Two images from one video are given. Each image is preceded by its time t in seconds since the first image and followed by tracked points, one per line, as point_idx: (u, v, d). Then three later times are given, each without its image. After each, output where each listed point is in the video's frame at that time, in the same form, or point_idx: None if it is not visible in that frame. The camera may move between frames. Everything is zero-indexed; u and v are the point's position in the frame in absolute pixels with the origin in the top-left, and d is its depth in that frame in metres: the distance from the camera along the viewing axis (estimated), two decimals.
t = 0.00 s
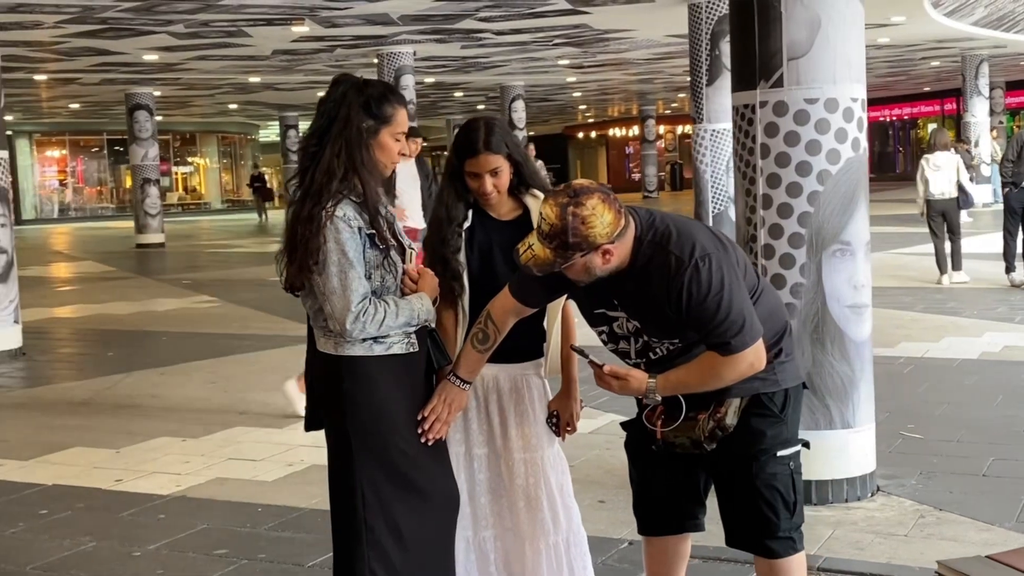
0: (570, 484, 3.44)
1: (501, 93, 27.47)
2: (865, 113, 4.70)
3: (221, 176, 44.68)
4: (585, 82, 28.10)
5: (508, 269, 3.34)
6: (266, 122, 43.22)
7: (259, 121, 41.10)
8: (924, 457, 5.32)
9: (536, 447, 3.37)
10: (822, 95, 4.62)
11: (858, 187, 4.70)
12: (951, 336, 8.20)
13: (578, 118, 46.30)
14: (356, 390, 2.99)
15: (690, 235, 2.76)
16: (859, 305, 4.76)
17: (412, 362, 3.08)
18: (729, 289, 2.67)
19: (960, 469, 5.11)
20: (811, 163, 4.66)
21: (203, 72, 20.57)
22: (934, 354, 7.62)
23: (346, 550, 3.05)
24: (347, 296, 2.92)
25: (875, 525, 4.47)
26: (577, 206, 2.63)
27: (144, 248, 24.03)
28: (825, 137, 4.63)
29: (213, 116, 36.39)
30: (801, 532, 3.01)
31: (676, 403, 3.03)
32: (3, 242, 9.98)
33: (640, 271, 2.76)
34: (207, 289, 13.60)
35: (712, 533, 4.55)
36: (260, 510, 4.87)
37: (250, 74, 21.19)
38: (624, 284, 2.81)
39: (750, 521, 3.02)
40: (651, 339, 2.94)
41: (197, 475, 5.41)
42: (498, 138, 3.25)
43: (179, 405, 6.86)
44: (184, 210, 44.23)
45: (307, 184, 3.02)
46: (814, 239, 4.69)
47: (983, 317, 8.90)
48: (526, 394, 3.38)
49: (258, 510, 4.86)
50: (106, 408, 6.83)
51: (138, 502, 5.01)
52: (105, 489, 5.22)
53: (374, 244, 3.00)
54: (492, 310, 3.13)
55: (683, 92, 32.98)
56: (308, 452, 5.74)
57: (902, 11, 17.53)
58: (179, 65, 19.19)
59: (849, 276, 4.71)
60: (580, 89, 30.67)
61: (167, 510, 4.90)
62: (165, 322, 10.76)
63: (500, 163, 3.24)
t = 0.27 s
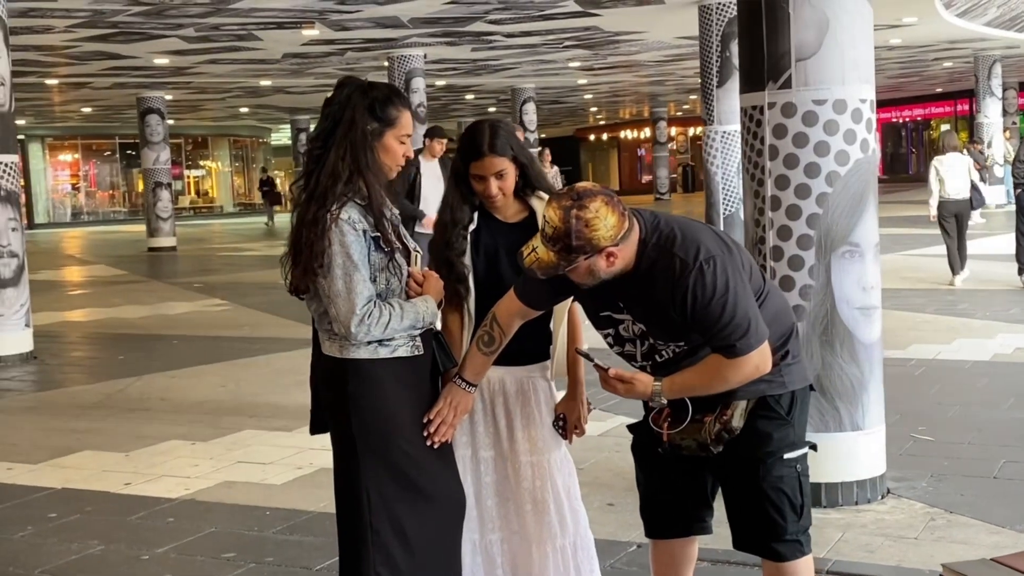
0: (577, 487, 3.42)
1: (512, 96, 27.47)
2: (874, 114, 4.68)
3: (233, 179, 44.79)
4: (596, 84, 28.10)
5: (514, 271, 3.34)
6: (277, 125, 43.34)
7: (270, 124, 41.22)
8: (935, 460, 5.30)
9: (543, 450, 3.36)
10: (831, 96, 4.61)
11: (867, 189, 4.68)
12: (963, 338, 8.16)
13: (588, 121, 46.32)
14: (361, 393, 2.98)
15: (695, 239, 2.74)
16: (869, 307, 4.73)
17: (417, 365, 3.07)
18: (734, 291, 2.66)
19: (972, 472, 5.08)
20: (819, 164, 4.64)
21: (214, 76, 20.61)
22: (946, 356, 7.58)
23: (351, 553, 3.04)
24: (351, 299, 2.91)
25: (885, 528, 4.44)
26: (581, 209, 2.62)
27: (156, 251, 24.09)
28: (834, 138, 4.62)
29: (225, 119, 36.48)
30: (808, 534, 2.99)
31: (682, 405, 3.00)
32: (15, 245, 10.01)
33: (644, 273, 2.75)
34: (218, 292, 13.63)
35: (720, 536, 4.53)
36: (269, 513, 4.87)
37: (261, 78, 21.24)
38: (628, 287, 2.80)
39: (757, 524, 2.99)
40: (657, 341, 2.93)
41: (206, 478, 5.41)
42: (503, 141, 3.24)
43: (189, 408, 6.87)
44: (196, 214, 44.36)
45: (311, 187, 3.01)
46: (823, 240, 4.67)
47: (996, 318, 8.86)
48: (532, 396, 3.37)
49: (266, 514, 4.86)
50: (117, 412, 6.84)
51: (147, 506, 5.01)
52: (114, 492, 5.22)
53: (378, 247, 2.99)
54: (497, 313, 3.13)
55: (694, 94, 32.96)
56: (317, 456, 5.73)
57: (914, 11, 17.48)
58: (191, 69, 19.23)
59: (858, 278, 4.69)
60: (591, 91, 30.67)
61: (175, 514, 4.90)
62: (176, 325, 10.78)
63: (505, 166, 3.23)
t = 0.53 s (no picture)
0: (582, 490, 3.42)
1: (518, 98, 27.47)
2: (878, 115, 4.67)
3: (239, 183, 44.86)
4: (602, 86, 28.10)
5: (517, 274, 3.34)
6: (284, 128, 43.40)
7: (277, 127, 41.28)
8: (942, 462, 5.28)
9: (548, 453, 3.35)
10: (835, 97, 4.59)
11: (872, 190, 4.67)
12: (969, 339, 8.15)
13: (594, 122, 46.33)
14: (365, 396, 2.97)
15: (698, 241, 2.73)
16: (874, 309, 4.73)
17: (421, 368, 3.06)
18: (737, 294, 2.65)
19: (979, 473, 5.07)
20: (824, 166, 4.63)
21: (221, 79, 20.64)
22: (952, 357, 7.57)
23: (355, 556, 3.03)
24: (355, 302, 2.90)
25: (892, 531, 4.43)
26: (583, 212, 2.61)
27: (162, 254, 24.11)
28: (838, 139, 4.61)
29: (231, 122, 36.54)
30: (814, 537, 2.98)
31: (687, 408, 2.99)
32: (21, 249, 10.02)
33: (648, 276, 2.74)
34: (224, 294, 13.64)
35: (726, 539, 4.53)
36: (274, 517, 4.86)
37: (267, 81, 21.26)
38: (632, 290, 2.79)
39: (762, 527, 2.98)
40: (660, 344, 2.92)
41: (212, 482, 5.41)
42: (506, 144, 3.24)
43: (194, 411, 6.87)
44: (203, 216, 44.42)
45: (315, 190, 3.01)
46: (829, 242, 4.66)
47: (1002, 320, 8.84)
48: (537, 399, 3.36)
49: (271, 517, 4.86)
50: (123, 415, 6.85)
51: (152, 509, 5.01)
52: (119, 496, 5.22)
53: (382, 250, 2.99)
54: (501, 316, 3.13)
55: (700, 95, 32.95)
56: (322, 459, 5.73)
57: (920, 12, 17.46)
58: (197, 72, 19.26)
59: (863, 280, 4.68)
60: (597, 93, 30.67)
61: (180, 517, 4.90)
62: (182, 328, 10.79)
63: (508, 168, 3.23)
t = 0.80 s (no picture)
0: (584, 492, 3.41)
1: (519, 99, 27.46)
2: (880, 116, 4.66)
3: (240, 184, 44.85)
4: (602, 86, 28.09)
5: (519, 276, 3.33)
6: (285, 129, 43.40)
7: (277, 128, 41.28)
8: (945, 463, 5.27)
9: (550, 456, 3.34)
10: (837, 98, 4.58)
11: (874, 191, 4.65)
12: (971, 339, 8.13)
13: (595, 123, 46.34)
14: (365, 400, 2.96)
15: (700, 243, 2.71)
16: (876, 309, 4.71)
17: (423, 372, 3.05)
18: (739, 297, 2.64)
19: (982, 474, 5.06)
20: (825, 166, 4.62)
21: (221, 80, 20.64)
22: (954, 358, 7.55)
23: (357, 559, 3.02)
24: (356, 304, 2.89)
25: (895, 532, 4.42)
26: (585, 214, 2.60)
27: (163, 256, 24.10)
28: (840, 140, 4.60)
29: (232, 124, 36.54)
30: (817, 539, 2.96)
31: (688, 410, 2.98)
32: (21, 251, 10.01)
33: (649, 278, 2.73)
34: (224, 296, 13.64)
35: (728, 540, 4.52)
36: (275, 520, 4.85)
37: (267, 82, 21.25)
38: (634, 292, 2.77)
39: (764, 529, 2.97)
40: (662, 346, 2.91)
41: (212, 485, 5.40)
42: (506, 145, 3.22)
43: (195, 414, 6.86)
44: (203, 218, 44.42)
45: (314, 192, 2.99)
46: (830, 243, 4.65)
47: (1004, 320, 8.84)
48: (538, 401, 3.35)
49: (272, 521, 4.85)
50: (123, 418, 6.84)
51: (153, 513, 5.00)
52: (120, 499, 5.21)
53: (383, 251, 2.97)
54: (504, 318, 3.13)
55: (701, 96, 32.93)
56: (322, 461, 5.72)
57: (921, 12, 17.45)
58: (197, 73, 19.25)
59: (864, 281, 4.67)
60: (598, 94, 30.66)
61: (181, 521, 4.89)
62: (182, 331, 10.79)
63: (508, 170, 3.22)
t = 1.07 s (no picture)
0: (583, 489, 3.40)
1: (516, 98, 27.45)
2: (878, 113, 4.65)
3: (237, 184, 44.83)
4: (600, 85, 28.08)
5: (517, 274, 3.32)
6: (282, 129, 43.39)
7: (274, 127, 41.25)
8: (944, 460, 5.27)
9: (549, 453, 3.34)
10: (835, 95, 4.58)
11: (872, 188, 4.65)
12: (971, 337, 8.12)
13: (593, 122, 46.34)
14: (364, 398, 2.95)
15: (698, 240, 2.70)
16: (875, 307, 4.71)
17: (422, 370, 3.04)
18: (739, 294, 2.63)
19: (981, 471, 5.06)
20: (825, 164, 4.61)
21: (218, 79, 20.63)
22: (953, 355, 7.55)
23: (357, 558, 3.01)
24: (354, 302, 2.88)
25: (894, 529, 4.42)
26: (584, 211, 2.59)
27: (160, 255, 24.08)
28: (839, 137, 4.59)
29: (228, 123, 36.54)
30: (816, 536, 2.96)
31: (688, 408, 2.97)
32: (18, 251, 9.99)
33: (648, 276, 2.72)
34: (222, 296, 13.62)
35: (728, 538, 4.52)
36: (274, 519, 4.85)
37: (265, 81, 21.23)
38: (633, 290, 2.76)
39: (764, 526, 2.97)
40: (661, 344, 2.90)
41: (212, 483, 5.40)
42: (504, 142, 3.21)
43: (193, 413, 6.86)
44: (201, 218, 44.39)
45: (308, 191, 2.98)
46: (829, 240, 4.64)
47: (1002, 317, 8.85)
48: (537, 399, 3.35)
49: (271, 519, 4.84)
50: (121, 417, 6.83)
51: (151, 511, 4.99)
52: (118, 498, 5.21)
53: (379, 249, 2.97)
54: (501, 315, 3.12)
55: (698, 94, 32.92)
56: (321, 460, 5.71)
57: (919, 10, 17.44)
58: (194, 72, 19.23)
59: (863, 278, 4.67)
60: (596, 93, 30.64)
61: (180, 519, 4.88)
62: (180, 330, 10.78)
63: (507, 167, 3.21)
